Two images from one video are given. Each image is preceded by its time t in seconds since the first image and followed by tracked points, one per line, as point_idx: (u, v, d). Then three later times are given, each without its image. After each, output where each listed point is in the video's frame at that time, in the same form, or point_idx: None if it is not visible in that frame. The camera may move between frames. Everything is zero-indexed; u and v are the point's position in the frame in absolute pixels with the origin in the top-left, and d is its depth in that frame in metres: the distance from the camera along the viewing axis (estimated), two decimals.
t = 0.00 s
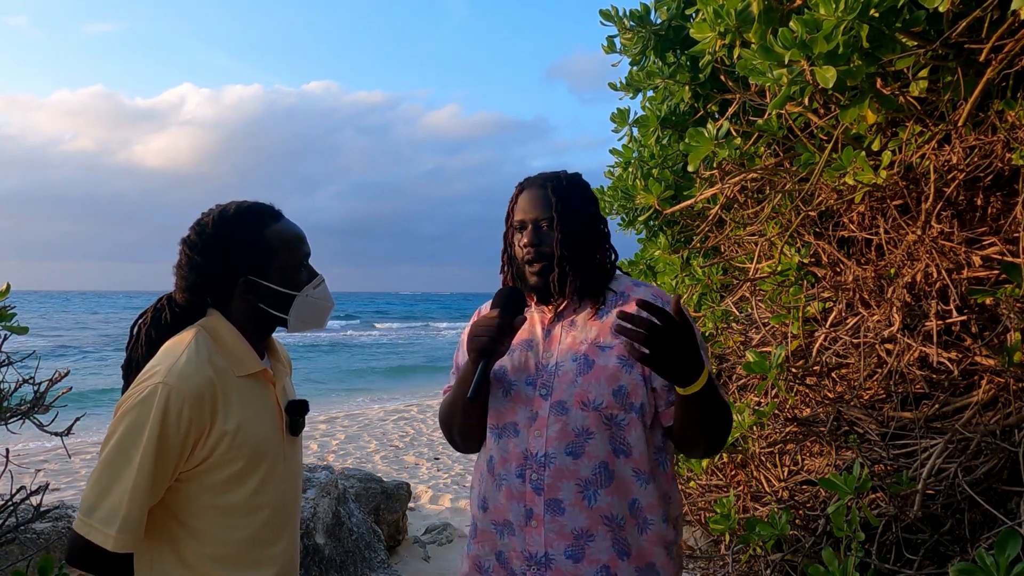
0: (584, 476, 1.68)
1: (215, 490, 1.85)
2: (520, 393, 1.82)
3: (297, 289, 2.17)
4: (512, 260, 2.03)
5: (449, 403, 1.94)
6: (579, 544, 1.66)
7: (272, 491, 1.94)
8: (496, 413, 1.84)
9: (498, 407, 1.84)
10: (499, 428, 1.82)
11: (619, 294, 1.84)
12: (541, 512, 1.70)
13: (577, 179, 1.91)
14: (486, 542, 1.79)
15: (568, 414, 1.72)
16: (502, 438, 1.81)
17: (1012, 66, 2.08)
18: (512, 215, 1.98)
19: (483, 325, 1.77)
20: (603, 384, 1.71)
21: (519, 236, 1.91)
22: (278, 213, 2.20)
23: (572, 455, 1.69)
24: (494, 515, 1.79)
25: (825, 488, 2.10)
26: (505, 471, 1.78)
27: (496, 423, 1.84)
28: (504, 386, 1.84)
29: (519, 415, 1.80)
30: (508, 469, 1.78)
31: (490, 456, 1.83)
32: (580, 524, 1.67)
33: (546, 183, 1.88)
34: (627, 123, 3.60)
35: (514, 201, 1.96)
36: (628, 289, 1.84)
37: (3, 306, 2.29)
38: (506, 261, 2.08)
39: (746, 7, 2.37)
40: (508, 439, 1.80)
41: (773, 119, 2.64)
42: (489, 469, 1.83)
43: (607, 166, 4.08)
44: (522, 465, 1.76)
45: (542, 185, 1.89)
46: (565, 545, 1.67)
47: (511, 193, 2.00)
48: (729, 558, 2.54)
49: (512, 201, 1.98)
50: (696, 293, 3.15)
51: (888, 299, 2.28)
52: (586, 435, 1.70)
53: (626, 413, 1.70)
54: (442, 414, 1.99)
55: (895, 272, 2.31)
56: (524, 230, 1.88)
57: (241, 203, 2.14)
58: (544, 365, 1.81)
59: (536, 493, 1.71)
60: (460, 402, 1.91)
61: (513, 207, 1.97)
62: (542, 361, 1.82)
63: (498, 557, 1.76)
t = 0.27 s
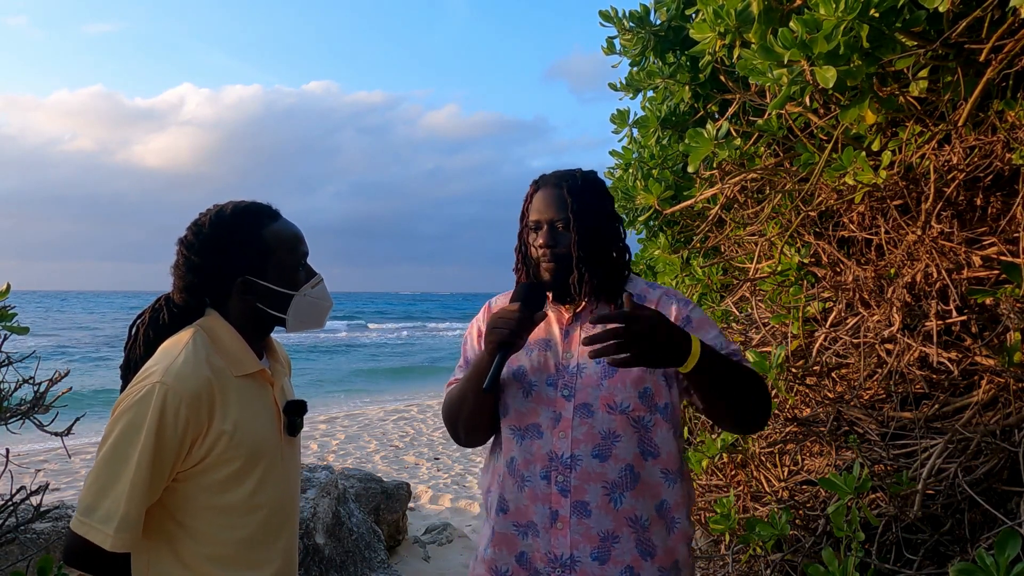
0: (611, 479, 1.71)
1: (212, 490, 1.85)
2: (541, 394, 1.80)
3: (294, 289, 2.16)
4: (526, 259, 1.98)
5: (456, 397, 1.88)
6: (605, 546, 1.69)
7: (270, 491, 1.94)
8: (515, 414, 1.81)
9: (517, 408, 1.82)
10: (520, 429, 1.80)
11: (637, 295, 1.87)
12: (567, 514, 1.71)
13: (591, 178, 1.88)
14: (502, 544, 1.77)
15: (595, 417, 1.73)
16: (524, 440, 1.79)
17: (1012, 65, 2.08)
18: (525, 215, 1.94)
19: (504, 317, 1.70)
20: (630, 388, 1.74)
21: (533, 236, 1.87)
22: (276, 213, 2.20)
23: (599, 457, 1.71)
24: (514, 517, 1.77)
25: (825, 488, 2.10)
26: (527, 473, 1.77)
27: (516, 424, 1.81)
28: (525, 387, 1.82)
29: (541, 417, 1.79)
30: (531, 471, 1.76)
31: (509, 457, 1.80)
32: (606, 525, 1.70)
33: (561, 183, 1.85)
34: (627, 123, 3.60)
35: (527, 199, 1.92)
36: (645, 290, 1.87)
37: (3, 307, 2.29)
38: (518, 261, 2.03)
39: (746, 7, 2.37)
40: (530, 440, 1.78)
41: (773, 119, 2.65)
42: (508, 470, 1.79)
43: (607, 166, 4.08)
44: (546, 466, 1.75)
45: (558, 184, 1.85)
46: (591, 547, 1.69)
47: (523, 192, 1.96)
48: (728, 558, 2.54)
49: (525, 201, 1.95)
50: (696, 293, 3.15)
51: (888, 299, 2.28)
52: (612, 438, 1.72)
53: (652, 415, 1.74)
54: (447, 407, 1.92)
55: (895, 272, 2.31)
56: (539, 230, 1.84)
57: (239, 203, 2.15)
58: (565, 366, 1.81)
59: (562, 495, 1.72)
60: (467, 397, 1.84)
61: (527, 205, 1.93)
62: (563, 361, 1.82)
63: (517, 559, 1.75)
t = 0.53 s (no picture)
0: (640, 481, 1.71)
1: (211, 490, 1.85)
2: (567, 396, 1.77)
3: (294, 289, 2.16)
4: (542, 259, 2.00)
5: (470, 395, 1.80)
6: (634, 548, 1.69)
7: (270, 491, 1.94)
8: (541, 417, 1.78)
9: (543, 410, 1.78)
10: (546, 432, 1.76)
11: (656, 296, 1.88)
12: (596, 517, 1.70)
13: (607, 175, 1.87)
14: (526, 549, 1.73)
15: (622, 419, 1.73)
16: (551, 443, 1.76)
17: (1012, 66, 2.08)
18: (541, 214, 1.94)
19: (518, 310, 1.74)
20: (657, 390, 1.75)
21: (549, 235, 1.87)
22: (275, 212, 2.20)
23: (628, 460, 1.71)
24: (539, 522, 1.73)
25: (825, 488, 2.10)
26: (555, 476, 1.73)
27: (542, 426, 1.78)
28: (551, 389, 1.79)
29: (568, 419, 1.76)
30: (559, 475, 1.73)
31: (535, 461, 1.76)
32: (635, 527, 1.70)
33: (574, 182, 1.84)
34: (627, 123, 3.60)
35: (543, 198, 1.92)
36: (664, 292, 1.88)
37: (4, 306, 2.29)
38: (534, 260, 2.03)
39: (746, 7, 2.38)
40: (557, 443, 1.75)
41: (773, 119, 2.65)
42: (535, 474, 1.76)
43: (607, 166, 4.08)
44: (574, 469, 1.73)
45: (573, 183, 1.85)
46: (621, 549, 1.69)
47: (539, 192, 1.96)
48: (728, 558, 2.54)
49: (540, 200, 1.95)
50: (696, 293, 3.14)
51: (888, 299, 2.28)
52: (641, 440, 1.72)
53: (677, 416, 1.77)
54: (460, 408, 1.84)
55: (895, 272, 2.31)
56: (554, 230, 1.85)
57: (237, 203, 2.15)
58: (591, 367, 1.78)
59: (591, 498, 1.71)
60: (484, 393, 1.78)
61: (542, 205, 1.93)
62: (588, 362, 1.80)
63: (543, 564, 1.71)
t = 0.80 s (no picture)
0: (658, 485, 1.72)
1: (211, 490, 1.85)
2: (584, 398, 1.78)
3: (294, 289, 2.16)
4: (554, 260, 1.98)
5: (491, 398, 1.80)
6: (652, 551, 1.70)
7: (270, 491, 1.94)
8: (557, 419, 1.78)
9: (559, 413, 1.78)
10: (564, 434, 1.76)
11: (671, 302, 1.87)
12: (615, 520, 1.71)
13: (620, 177, 1.87)
14: (544, 551, 1.74)
15: (639, 423, 1.74)
16: (569, 445, 1.76)
17: (1012, 66, 2.08)
18: (555, 215, 1.94)
19: (541, 320, 1.71)
20: (674, 397, 1.76)
21: (563, 236, 1.87)
22: (274, 212, 2.20)
23: (645, 464, 1.72)
24: (556, 525, 1.73)
25: (825, 488, 2.10)
26: (573, 479, 1.74)
27: (559, 429, 1.77)
28: (568, 392, 1.79)
29: (585, 422, 1.77)
30: (577, 478, 1.74)
31: (553, 464, 1.76)
32: (654, 531, 1.71)
33: (588, 183, 1.84)
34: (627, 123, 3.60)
35: (556, 198, 1.92)
36: (680, 299, 1.86)
37: (4, 306, 2.29)
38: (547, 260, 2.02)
39: (746, 7, 2.37)
40: (576, 446, 1.75)
41: (773, 119, 2.65)
42: (553, 476, 1.76)
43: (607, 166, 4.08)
44: (592, 472, 1.73)
45: (588, 183, 1.85)
46: (639, 552, 1.69)
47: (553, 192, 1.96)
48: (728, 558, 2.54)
49: (554, 201, 1.95)
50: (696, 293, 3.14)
51: (888, 299, 2.28)
52: (658, 445, 1.73)
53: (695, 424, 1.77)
54: (478, 411, 1.84)
55: (895, 272, 2.31)
56: (568, 231, 1.85)
57: (236, 204, 2.15)
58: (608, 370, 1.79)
59: (610, 501, 1.72)
60: (504, 397, 1.78)
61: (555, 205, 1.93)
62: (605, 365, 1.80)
63: (561, 566, 1.72)
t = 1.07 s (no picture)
0: (663, 486, 1.72)
1: (211, 488, 1.85)
2: (591, 398, 1.78)
3: (294, 288, 2.16)
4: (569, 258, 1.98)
5: (497, 394, 1.81)
6: (656, 552, 1.70)
7: (270, 490, 1.94)
8: (565, 418, 1.78)
9: (567, 412, 1.79)
10: (572, 433, 1.77)
11: (682, 303, 1.86)
12: (620, 520, 1.71)
13: (638, 177, 1.88)
14: (549, 550, 1.75)
15: (646, 424, 1.74)
16: (575, 444, 1.76)
17: (1012, 66, 2.09)
18: (570, 214, 1.94)
19: (546, 318, 1.70)
20: (683, 398, 1.75)
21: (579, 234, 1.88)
22: (273, 212, 2.20)
23: (651, 464, 1.72)
24: (561, 523, 1.74)
25: (825, 488, 2.10)
26: (579, 478, 1.74)
27: (567, 428, 1.78)
28: (576, 391, 1.80)
29: (592, 422, 1.77)
30: (583, 477, 1.74)
31: (559, 463, 1.77)
32: (658, 532, 1.71)
33: (607, 183, 1.85)
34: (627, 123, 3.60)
35: (572, 197, 1.93)
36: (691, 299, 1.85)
37: (4, 306, 2.28)
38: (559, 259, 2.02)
39: (746, 7, 2.37)
40: (582, 445, 1.76)
41: (773, 119, 2.65)
42: (559, 475, 1.76)
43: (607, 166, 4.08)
44: (598, 472, 1.74)
45: (606, 183, 1.85)
46: (643, 552, 1.70)
47: (569, 189, 1.96)
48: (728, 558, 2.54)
49: (570, 199, 1.95)
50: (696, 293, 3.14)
51: (888, 299, 2.28)
52: (664, 446, 1.73)
53: (702, 426, 1.76)
54: (486, 407, 1.85)
55: (895, 272, 2.31)
56: (585, 229, 1.85)
57: (234, 204, 2.15)
58: (616, 370, 1.79)
59: (615, 501, 1.72)
60: (510, 394, 1.78)
61: (571, 203, 1.94)
62: (612, 365, 1.80)
63: (565, 565, 1.72)
